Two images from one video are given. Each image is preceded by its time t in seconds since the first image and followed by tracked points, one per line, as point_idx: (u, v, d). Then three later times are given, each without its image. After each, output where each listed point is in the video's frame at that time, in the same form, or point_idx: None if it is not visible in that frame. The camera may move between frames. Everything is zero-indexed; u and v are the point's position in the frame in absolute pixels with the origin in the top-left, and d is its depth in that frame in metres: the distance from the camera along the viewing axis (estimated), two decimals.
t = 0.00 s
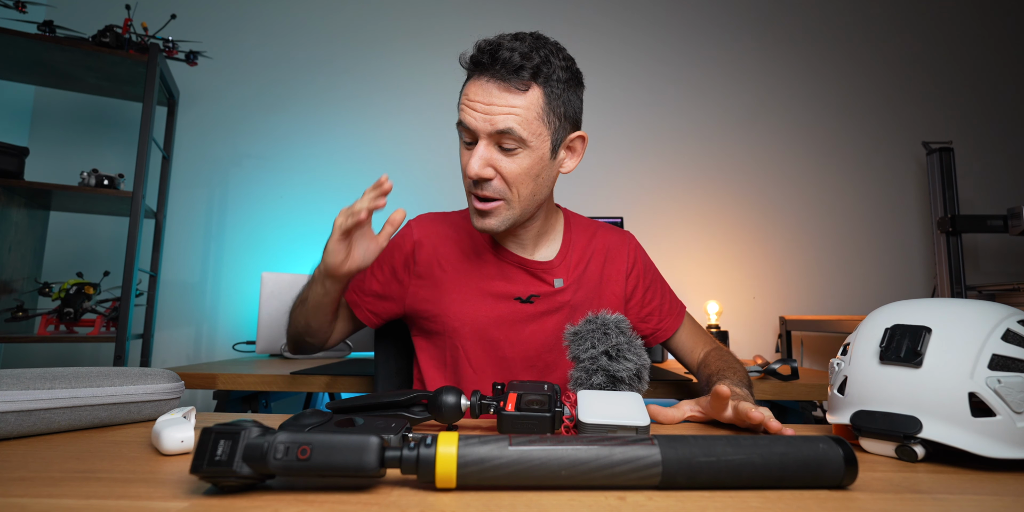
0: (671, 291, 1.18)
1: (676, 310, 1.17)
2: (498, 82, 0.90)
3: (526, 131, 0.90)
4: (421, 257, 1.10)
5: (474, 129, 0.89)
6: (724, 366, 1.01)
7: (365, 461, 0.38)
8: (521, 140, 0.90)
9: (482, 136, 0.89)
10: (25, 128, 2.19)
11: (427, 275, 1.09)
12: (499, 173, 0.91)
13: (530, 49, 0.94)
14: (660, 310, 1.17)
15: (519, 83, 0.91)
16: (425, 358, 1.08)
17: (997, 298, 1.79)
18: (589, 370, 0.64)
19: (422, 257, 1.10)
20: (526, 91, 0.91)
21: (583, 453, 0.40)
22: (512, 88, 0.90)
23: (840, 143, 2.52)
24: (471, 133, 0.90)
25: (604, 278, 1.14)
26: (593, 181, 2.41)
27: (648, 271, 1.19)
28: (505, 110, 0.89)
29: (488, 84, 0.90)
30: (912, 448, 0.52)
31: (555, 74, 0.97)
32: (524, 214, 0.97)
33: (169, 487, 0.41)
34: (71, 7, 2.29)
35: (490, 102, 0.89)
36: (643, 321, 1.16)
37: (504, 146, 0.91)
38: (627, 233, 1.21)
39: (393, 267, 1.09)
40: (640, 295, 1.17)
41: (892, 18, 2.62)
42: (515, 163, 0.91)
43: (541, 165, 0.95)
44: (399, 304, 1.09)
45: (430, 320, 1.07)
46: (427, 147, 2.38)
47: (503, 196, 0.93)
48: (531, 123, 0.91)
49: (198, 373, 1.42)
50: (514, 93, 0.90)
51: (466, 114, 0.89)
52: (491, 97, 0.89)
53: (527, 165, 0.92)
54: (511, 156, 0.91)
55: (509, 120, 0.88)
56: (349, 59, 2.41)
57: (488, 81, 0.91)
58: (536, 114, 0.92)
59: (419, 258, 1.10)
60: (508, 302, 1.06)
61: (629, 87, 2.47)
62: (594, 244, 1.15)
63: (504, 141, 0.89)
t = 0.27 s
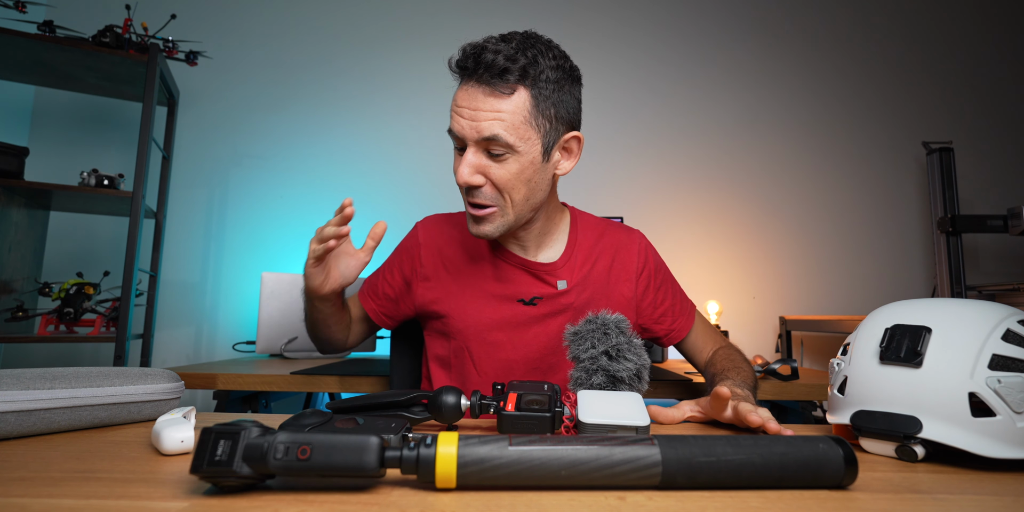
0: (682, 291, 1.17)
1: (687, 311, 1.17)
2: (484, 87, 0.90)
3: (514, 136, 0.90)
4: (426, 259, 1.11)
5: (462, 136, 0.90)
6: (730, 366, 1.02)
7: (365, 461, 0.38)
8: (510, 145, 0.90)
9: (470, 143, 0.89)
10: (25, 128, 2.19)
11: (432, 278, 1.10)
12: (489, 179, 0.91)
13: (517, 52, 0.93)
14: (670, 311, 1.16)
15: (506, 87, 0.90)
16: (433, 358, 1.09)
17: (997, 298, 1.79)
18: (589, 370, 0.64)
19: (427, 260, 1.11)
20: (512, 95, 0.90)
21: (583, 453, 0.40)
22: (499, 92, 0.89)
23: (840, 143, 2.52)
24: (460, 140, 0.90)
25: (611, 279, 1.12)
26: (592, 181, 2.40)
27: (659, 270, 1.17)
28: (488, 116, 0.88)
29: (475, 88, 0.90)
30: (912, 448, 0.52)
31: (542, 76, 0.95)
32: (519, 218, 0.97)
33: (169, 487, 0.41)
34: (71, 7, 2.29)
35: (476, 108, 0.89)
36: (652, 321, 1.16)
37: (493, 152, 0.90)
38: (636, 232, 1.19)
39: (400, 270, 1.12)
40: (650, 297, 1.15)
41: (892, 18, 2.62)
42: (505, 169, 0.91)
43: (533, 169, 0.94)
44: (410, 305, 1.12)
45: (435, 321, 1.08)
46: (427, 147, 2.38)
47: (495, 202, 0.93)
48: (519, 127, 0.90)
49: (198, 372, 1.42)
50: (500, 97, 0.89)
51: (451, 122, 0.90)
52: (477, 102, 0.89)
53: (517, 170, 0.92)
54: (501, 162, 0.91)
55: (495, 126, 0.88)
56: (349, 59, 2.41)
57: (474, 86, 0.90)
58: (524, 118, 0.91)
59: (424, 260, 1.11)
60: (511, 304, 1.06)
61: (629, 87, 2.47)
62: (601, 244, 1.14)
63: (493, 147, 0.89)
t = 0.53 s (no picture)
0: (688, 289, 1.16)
1: (693, 309, 1.16)
2: (479, 92, 0.89)
3: (508, 143, 0.89)
4: (429, 266, 1.12)
5: (456, 142, 0.89)
6: (734, 366, 1.04)
7: (365, 461, 0.38)
8: (505, 153, 0.89)
9: (464, 149, 0.89)
10: (25, 128, 2.19)
11: (435, 283, 1.11)
12: (484, 186, 0.91)
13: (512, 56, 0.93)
14: (677, 309, 1.15)
15: (500, 92, 0.89)
16: (441, 361, 1.11)
17: (997, 298, 1.79)
18: (589, 370, 0.64)
19: (430, 266, 1.12)
20: (507, 101, 0.89)
21: (583, 453, 0.40)
22: (493, 98, 0.89)
23: (840, 143, 2.52)
24: (454, 146, 0.90)
25: (616, 280, 1.12)
26: (593, 182, 2.40)
27: (664, 269, 1.16)
28: (481, 122, 0.87)
29: (469, 93, 0.89)
30: (912, 448, 0.52)
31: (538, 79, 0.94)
32: (515, 224, 0.98)
33: (168, 487, 0.41)
34: (71, 7, 2.29)
35: (470, 114, 0.88)
36: (658, 320, 1.15)
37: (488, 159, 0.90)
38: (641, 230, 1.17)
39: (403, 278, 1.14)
40: (657, 296, 1.15)
41: (891, 18, 2.62)
42: (500, 177, 0.91)
43: (528, 175, 0.94)
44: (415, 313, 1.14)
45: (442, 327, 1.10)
46: (427, 147, 2.38)
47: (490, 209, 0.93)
48: (514, 133, 0.90)
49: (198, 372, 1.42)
50: (494, 103, 0.88)
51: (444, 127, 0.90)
52: (471, 107, 0.88)
53: (512, 178, 0.92)
54: (496, 169, 0.91)
55: (489, 133, 0.87)
56: (349, 59, 2.41)
57: (469, 91, 0.90)
58: (519, 124, 0.90)
59: (427, 267, 1.12)
60: (514, 308, 1.06)
61: (628, 87, 2.47)
62: (605, 245, 1.13)
63: (487, 154, 0.89)
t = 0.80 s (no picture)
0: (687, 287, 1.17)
1: (691, 308, 1.17)
2: (491, 82, 0.89)
3: (518, 134, 0.89)
4: (425, 266, 1.12)
5: (465, 130, 0.88)
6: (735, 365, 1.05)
7: (365, 461, 0.38)
8: (514, 143, 0.89)
9: (474, 138, 0.88)
10: (25, 128, 2.19)
11: (432, 283, 1.11)
12: (492, 177, 0.90)
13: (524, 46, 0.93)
14: (675, 307, 1.16)
15: (512, 82, 0.90)
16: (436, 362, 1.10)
17: (997, 298, 1.79)
18: (589, 369, 0.64)
19: (426, 266, 1.12)
20: (518, 91, 0.90)
21: (583, 453, 0.40)
22: (505, 87, 0.89)
23: (840, 143, 2.52)
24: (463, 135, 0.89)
25: (613, 278, 1.12)
26: (592, 182, 2.40)
27: (661, 267, 1.16)
28: (491, 111, 0.87)
29: (480, 82, 0.89)
30: (912, 448, 0.52)
31: (549, 72, 0.96)
32: (520, 218, 0.97)
33: (168, 487, 0.41)
34: (71, 7, 2.29)
35: (481, 102, 0.88)
36: (655, 319, 1.15)
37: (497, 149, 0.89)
38: (637, 228, 1.18)
39: (399, 278, 1.13)
40: (654, 295, 1.15)
41: (891, 18, 2.62)
42: (508, 167, 0.90)
43: (535, 167, 0.94)
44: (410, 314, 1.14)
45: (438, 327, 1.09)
46: (427, 147, 2.38)
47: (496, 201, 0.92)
48: (523, 124, 0.90)
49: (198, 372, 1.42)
50: (506, 92, 0.89)
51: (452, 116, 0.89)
52: (482, 96, 0.88)
53: (520, 169, 0.91)
54: (504, 160, 0.90)
55: (501, 121, 0.87)
56: (349, 59, 2.41)
57: (480, 80, 0.89)
58: (528, 115, 0.91)
59: (423, 267, 1.12)
60: (511, 307, 1.06)
61: (628, 87, 2.47)
62: (602, 243, 1.14)
63: (497, 144, 0.88)
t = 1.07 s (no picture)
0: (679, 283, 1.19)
1: (685, 303, 1.20)
2: (533, 74, 0.89)
3: (555, 129, 0.91)
4: (418, 270, 1.10)
5: (504, 120, 0.87)
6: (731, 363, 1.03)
7: (365, 461, 0.38)
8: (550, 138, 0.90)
9: (512, 128, 0.88)
10: (25, 128, 2.19)
11: (427, 288, 1.09)
12: (524, 170, 0.90)
13: (565, 45, 0.94)
14: (669, 304, 1.18)
15: (555, 77, 0.90)
16: (433, 366, 1.09)
17: (997, 298, 1.79)
18: (589, 370, 0.64)
19: (420, 270, 1.10)
20: (559, 87, 0.91)
21: (583, 453, 0.40)
22: (547, 81, 0.89)
23: (840, 143, 2.52)
24: (500, 125, 0.88)
25: (607, 277, 1.13)
26: (593, 182, 2.40)
27: (653, 265, 1.19)
28: (537, 105, 0.88)
29: (522, 73, 0.88)
30: (912, 448, 0.52)
31: (583, 74, 0.98)
32: (539, 212, 0.97)
33: (169, 487, 0.41)
34: (71, 7, 2.29)
35: (524, 94, 0.88)
36: (651, 315, 1.18)
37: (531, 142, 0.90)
38: (629, 226, 1.20)
39: (391, 283, 1.11)
40: (648, 292, 1.18)
41: (891, 18, 2.62)
42: (541, 162, 0.91)
43: (562, 165, 0.96)
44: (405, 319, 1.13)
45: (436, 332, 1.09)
46: (427, 146, 2.39)
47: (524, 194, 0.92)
48: (560, 120, 0.91)
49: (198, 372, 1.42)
50: (549, 87, 0.89)
51: (492, 102, 0.87)
52: (524, 87, 0.88)
53: (551, 164, 0.93)
54: (537, 154, 0.91)
55: (543, 115, 0.88)
56: (349, 59, 2.41)
57: (522, 70, 0.89)
58: (563, 112, 0.92)
59: (416, 271, 1.10)
60: (509, 310, 1.06)
61: (629, 87, 2.47)
62: (595, 243, 1.14)
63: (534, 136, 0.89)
